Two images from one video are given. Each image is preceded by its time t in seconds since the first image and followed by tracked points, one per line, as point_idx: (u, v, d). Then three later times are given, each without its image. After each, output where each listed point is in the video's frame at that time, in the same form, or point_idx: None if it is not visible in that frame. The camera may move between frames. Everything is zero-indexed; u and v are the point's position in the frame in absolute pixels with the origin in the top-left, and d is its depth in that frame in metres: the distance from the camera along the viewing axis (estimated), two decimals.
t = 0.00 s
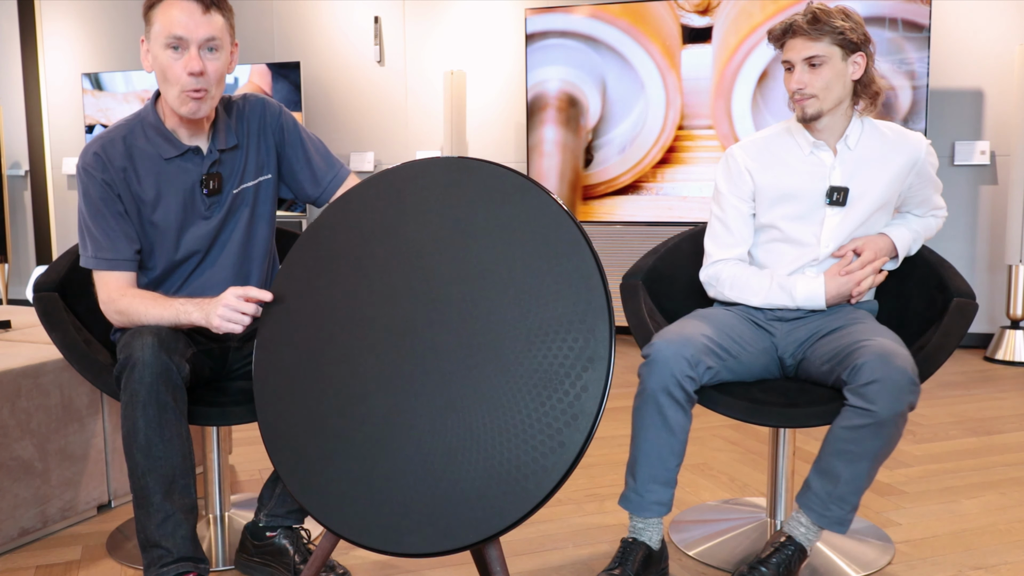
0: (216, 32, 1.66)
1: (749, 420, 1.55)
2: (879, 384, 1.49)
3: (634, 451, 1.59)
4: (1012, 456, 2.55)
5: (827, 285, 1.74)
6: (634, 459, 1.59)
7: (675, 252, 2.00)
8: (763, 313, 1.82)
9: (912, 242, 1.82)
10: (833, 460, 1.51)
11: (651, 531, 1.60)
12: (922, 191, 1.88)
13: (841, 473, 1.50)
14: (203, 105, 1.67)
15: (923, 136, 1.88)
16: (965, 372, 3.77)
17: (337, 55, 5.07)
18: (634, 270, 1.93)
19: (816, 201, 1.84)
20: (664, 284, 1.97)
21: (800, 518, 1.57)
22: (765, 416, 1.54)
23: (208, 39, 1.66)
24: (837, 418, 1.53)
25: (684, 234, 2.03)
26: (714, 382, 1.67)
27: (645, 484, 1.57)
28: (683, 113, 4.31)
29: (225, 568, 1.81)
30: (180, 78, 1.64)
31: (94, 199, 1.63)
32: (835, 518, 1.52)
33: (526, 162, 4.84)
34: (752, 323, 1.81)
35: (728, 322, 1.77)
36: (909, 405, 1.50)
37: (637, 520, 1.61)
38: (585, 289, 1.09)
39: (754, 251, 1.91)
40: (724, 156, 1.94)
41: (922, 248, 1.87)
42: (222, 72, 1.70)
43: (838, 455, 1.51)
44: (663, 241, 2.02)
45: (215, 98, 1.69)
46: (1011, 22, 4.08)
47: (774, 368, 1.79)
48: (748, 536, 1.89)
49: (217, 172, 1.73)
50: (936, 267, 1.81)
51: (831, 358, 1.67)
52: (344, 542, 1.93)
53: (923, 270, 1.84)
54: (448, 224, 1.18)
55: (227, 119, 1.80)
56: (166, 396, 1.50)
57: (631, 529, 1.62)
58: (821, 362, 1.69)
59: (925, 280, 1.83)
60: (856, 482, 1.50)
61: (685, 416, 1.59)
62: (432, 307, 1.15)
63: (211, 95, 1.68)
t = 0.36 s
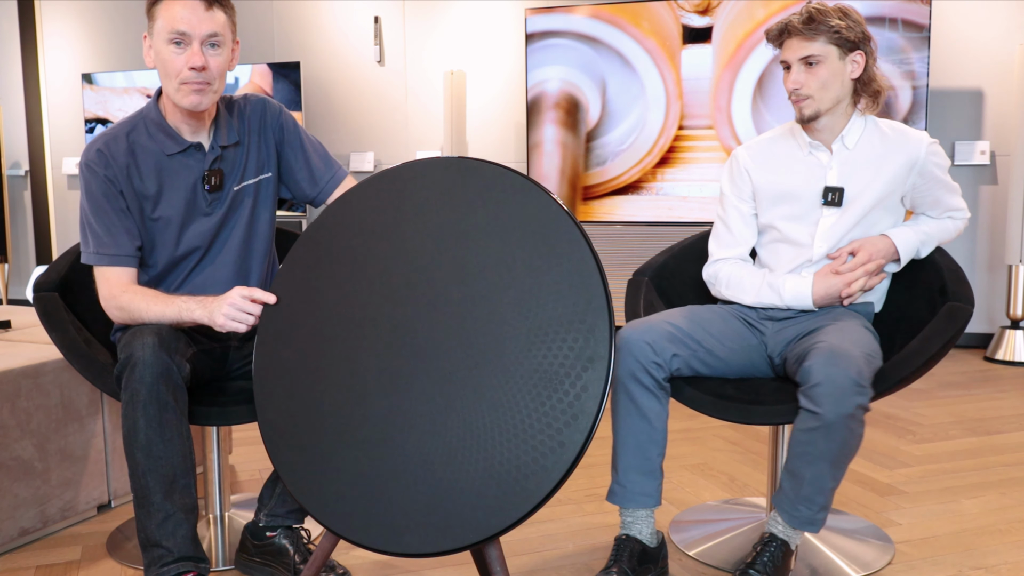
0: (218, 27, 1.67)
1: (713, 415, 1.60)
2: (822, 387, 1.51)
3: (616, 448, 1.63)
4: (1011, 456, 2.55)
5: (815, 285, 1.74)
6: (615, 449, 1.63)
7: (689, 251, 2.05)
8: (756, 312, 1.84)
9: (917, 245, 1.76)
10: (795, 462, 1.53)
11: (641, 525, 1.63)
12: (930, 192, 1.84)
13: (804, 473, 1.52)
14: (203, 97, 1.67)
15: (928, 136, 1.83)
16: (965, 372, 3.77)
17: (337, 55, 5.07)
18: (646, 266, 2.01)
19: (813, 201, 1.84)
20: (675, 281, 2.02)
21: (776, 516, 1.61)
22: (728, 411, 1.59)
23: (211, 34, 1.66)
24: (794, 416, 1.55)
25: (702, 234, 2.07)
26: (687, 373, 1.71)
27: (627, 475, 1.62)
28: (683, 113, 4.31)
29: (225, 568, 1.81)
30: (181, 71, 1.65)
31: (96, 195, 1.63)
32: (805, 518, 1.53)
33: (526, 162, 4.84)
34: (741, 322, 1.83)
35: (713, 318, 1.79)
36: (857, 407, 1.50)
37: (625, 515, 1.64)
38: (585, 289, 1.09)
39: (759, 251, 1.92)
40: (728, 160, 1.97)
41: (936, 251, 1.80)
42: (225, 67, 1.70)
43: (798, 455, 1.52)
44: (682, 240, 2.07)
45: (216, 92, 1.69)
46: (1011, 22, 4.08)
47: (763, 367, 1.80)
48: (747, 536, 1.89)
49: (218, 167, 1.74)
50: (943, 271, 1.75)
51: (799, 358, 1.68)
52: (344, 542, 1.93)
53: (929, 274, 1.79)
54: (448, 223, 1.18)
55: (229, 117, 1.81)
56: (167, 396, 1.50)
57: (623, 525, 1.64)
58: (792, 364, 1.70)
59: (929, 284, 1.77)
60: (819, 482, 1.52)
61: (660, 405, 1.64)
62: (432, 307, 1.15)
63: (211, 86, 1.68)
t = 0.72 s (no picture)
0: (231, 31, 1.71)
1: (682, 407, 1.67)
2: (769, 387, 1.54)
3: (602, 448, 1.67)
4: (1011, 456, 2.55)
5: (800, 286, 1.74)
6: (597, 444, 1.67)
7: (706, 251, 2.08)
8: (749, 312, 1.86)
9: (915, 248, 1.71)
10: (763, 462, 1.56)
11: (623, 516, 1.68)
12: (931, 192, 1.77)
13: (772, 473, 1.55)
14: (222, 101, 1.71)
15: (926, 135, 1.76)
16: (965, 372, 3.77)
17: (337, 55, 5.07)
18: (660, 263, 2.04)
19: (807, 202, 1.85)
20: (689, 280, 2.05)
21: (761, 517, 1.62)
22: (696, 406, 1.64)
23: (227, 38, 1.70)
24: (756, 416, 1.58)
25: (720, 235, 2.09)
26: (666, 368, 1.77)
27: (606, 467, 1.66)
28: (683, 113, 4.31)
29: (225, 568, 1.81)
30: (200, 74, 1.67)
31: (91, 188, 1.64)
32: (780, 517, 1.55)
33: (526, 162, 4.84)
34: (734, 321, 1.85)
35: (699, 315, 1.82)
36: (811, 402, 1.52)
37: (608, 505, 1.69)
38: (585, 289, 1.09)
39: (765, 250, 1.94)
40: (735, 166, 2.00)
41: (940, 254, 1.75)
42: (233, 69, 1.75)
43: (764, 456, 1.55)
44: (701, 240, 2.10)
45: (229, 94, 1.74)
46: (1011, 22, 4.08)
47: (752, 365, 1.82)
48: (747, 536, 1.89)
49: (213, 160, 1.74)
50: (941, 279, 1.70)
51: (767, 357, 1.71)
52: (345, 542, 1.93)
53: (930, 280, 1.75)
54: (448, 224, 1.18)
55: (224, 114, 1.82)
56: (170, 396, 1.50)
57: (607, 516, 1.69)
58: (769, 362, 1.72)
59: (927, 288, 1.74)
60: (787, 481, 1.54)
61: (637, 395, 1.68)
62: (433, 307, 1.15)
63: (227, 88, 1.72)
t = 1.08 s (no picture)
0: (224, 32, 1.75)
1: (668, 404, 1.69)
2: (737, 386, 1.56)
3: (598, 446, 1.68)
4: (1011, 456, 2.55)
5: (790, 286, 1.76)
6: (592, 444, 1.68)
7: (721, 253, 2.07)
8: (745, 312, 1.87)
9: (909, 250, 1.70)
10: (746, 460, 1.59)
11: (606, 512, 1.70)
12: (927, 192, 1.73)
13: (754, 471, 1.58)
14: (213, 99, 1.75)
15: (923, 135, 1.73)
16: (965, 372, 3.76)
17: (337, 55, 5.07)
18: (675, 263, 2.06)
19: (802, 203, 1.85)
20: (701, 282, 2.05)
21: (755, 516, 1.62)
22: (679, 403, 1.67)
23: (219, 38, 1.73)
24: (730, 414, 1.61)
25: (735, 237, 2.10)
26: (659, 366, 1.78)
27: (593, 466, 1.69)
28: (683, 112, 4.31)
29: (225, 568, 1.81)
30: (193, 74, 1.70)
31: (83, 179, 1.65)
32: (771, 515, 1.58)
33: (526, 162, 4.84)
34: (730, 320, 1.85)
35: (691, 315, 1.83)
36: (778, 398, 1.54)
37: (596, 505, 1.71)
38: (585, 289, 1.09)
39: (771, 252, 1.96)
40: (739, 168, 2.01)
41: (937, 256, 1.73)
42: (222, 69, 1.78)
43: (745, 454, 1.59)
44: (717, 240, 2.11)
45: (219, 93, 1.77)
46: (1011, 22, 4.07)
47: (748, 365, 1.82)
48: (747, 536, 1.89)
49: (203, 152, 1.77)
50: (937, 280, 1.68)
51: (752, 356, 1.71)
52: (345, 542, 1.93)
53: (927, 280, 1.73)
54: (447, 224, 1.18)
55: (214, 112, 1.85)
56: (168, 396, 1.50)
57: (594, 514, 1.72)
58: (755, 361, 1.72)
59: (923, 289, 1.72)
60: (771, 477, 1.57)
61: (626, 396, 1.69)
62: (434, 308, 1.15)
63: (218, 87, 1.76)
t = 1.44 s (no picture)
0: (209, 31, 1.74)
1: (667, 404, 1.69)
2: (736, 385, 1.57)
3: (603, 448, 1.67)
4: (1011, 456, 2.55)
5: (790, 288, 1.76)
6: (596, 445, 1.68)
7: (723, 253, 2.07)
8: (746, 313, 1.87)
9: (910, 251, 1.70)
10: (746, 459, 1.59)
11: (607, 511, 1.71)
12: (927, 194, 1.73)
13: (753, 470, 1.58)
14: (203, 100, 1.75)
15: (921, 136, 1.74)
16: (965, 372, 3.76)
17: (337, 55, 5.07)
18: (676, 262, 2.06)
19: (803, 204, 1.85)
20: (703, 282, 2.05)
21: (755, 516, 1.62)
22: (677, 403, 1.67)
23: (204, 38, 1.73)
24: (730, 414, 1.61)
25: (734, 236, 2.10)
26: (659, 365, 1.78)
27: (594, 465, 1.69)
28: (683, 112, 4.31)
29: (225, 568, 1.81)
30: (181, 76, 1.70)
31: (76, 175, 1.66)
32: (771, 515, 1.58)
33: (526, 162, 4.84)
34: (731, 320, 1.85)
35: (691, 315, 1.83)
36: (777, 397, 1.54)
37: (598, 503, 1.72)
38: (585, 288, 1.09)
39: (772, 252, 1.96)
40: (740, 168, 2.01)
41: (937, 258, 1.72)
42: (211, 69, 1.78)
43: (744, 453, 1.59)
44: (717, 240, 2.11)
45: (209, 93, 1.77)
46: (1011, 22, 4.07)
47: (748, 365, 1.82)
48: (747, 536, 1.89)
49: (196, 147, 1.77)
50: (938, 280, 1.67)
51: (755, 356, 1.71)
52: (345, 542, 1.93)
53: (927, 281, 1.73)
54: (447, 224, 1.18)
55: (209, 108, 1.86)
56: (168, 395, 1.50)
57: (595, 514, 1.73)
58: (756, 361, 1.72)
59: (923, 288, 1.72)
60: (770, 476, 1.57)
61: (627, 396, 1.70)
62: (434, 309, 1.15)
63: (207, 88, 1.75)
